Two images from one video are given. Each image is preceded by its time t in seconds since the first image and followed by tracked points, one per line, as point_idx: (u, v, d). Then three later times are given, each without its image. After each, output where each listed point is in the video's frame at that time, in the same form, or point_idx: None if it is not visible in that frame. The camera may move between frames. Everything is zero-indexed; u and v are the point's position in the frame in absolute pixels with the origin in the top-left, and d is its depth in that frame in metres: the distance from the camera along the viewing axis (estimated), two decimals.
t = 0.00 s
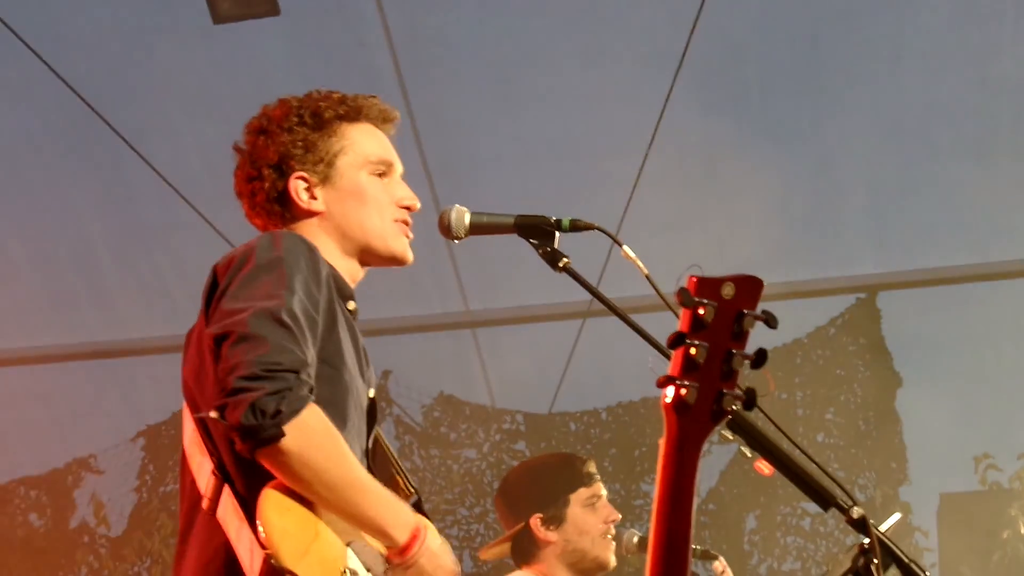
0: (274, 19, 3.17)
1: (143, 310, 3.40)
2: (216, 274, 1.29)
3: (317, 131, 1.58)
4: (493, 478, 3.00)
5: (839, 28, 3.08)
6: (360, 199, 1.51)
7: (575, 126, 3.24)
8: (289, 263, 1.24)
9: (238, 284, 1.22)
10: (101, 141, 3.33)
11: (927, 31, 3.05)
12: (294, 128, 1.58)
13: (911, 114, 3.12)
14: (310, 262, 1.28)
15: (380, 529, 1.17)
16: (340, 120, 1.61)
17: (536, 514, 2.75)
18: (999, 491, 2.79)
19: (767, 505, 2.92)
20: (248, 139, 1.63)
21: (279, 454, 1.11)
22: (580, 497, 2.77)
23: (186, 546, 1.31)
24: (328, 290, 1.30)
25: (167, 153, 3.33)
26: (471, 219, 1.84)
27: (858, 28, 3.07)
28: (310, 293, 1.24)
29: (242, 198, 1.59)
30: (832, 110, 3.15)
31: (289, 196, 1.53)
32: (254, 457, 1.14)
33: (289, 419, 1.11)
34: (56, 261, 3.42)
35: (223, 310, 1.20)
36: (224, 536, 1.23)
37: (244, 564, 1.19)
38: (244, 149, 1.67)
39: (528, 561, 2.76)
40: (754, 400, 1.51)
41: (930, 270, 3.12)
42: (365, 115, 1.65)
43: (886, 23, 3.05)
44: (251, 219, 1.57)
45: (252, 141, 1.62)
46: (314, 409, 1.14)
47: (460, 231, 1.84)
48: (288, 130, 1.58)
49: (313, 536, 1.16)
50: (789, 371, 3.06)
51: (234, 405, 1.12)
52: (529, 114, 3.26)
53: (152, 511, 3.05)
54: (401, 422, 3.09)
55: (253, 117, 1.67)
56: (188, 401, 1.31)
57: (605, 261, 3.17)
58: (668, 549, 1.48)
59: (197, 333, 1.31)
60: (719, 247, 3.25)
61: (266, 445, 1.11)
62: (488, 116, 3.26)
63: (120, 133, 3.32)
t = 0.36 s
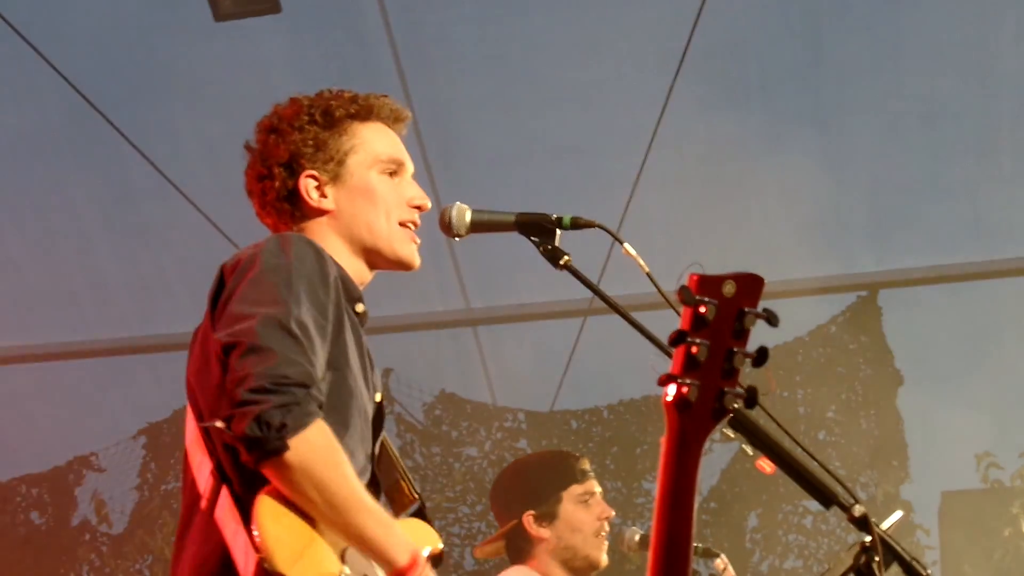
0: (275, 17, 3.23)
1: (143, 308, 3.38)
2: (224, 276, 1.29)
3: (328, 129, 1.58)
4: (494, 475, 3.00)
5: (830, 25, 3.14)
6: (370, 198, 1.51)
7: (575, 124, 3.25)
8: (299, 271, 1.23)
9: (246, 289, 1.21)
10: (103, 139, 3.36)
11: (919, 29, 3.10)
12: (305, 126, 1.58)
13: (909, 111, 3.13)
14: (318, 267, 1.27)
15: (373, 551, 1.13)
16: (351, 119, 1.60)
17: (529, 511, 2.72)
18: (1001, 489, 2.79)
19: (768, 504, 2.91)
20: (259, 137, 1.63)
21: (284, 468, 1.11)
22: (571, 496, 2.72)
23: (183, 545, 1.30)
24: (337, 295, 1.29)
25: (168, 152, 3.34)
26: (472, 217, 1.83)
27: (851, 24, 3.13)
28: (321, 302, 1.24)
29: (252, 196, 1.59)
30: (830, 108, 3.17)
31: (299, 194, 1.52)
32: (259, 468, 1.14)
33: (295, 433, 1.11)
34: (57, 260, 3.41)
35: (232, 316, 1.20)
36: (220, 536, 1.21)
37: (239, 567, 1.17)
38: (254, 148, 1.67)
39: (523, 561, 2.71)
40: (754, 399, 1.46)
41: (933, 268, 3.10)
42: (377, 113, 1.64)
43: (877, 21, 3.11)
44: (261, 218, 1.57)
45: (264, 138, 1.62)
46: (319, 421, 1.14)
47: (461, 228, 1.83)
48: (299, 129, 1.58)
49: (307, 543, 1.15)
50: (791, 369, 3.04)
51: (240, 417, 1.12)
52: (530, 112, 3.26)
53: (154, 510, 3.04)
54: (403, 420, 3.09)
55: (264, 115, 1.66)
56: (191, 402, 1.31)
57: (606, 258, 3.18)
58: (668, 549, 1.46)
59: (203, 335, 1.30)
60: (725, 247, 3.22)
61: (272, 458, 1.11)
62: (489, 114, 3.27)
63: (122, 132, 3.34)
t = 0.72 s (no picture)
0: (275, 15, 3.25)
1: (145, 305, 3.38)
2: (224, 271, 1.29)
3: (330, 128, 1.59)
4: (495, 472, 3.00)
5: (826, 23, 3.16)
6: (373, 195, 1.51)
7: (576, 123, 3.25)
8: (298, 260, 1.24)
9: (246, 279, 1.21)
10: (104, 138, 3.36)
11: (919, 28, 3.12)
12: (307, 126, 1.58)
13: (909, 111, 3.14)
14: (318, 259, 1.28)
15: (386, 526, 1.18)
16: (353, 118, 1.61)
17: (533, 511, 2.72)
18: (1001, 488, 2.80)
19: (769, 502, 2.92)
20: (261, 138, 1.64)
21: (287, 450, 1.11)
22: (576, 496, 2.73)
23: (190, 542, 1.30)
24: (336, 287, 1.30)
25: (169, 150, 3.34)
26: (473, 215, 1.83)
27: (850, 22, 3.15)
28: (320, 291, 1.25)
29: (256, 197, 1.59)
30: (829, 109, 3.16)
31: (302, 193, 1.52)
32: (262, 453, 1.13)
33: (299, 414, 1.11)
34: (58, 257, 3.41)
35: (233, 305, 1.20)
36: (227, 529, 1.22)
37: (249, 558, 1.15)
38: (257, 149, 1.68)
39: (524, 557, 2.73)
40: (754, 397, 1.46)
41: (934, 266, 3.09)
42: (380, 113, 1.65)
43: (878, 20, 3.13)
44: (265, 219, 1.58)
45: (266, 138, 1.62)
46: (323, 405, 1.14)
47: (462, 226, 1.83)
48: (301, 128, 1.58)
49: (318, 530, 1.14)
50: (791, 367, 3.04)
51: (243, 400, 1.10)
52: (530, 110, 3.26)
53: (154, 508, 3.03)
54: (404, 418, 3.09)
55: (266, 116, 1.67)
56: (195, 398, 1.31)
57: (607, 256, 3.17)
58: (669, 546, 1.45)
59: (205, 330, 1.30)
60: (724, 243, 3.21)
61: (276, 441, 1.10)
62: (489, 112, 3.27)
63: (123, 131, 3.35)
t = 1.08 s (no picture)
0: (275, 15, 3.26)
1: (143, 304, 3.35)
2: (231, 269, 1.30)
3: (332, 132, 1.60)
4: (495, 473, 3.00)
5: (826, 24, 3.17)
6: (374, 195, 1.51)
7: (576, 123, 3.25)
8: (303, 257, 1.24)
9: (251, 276, 1.22)
10: (105, 138, 3.37)
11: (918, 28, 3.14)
12: (309, 130, 1.60)
13: (911, 111, 3.14)
14: (323, 255, 1.29)
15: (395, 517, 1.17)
16: (355, 120, 1.62)
17: (536, 509, 2.95)
18: (1001, 487, 2.81)
19: (769, 501, 2.92)
20: (268, 144, 1.66)
21: (294, 446, 1.11)
22: (579, 492, 2.96)
23: (196, 537, 1.31)
24: (343, 284, 1.30)
25: (169, 150, 3.34)
26: (473, 215, 1.83)
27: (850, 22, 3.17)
28: (326, 287, 1.25)
29: (263, 203, 1.62)
30: (829, 109, 3.17)
31: (305, 197, 1.54)
32: (268, 449, 1.13)
33: (304, 409, 1.11)
34: (59, 256, 3.41)
35: (238, 302, 1.20)
36: (234, 523, 1.22)
37: (254, 550, 1.17)
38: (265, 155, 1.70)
39: (529, 554, 2.97)
40: (754, 396, 1.46)
41: (935, 263, 3.08)
42: (382, 114, 1.66)
43: (877, 20, 3.16)
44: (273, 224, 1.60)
45: (272, 146, 1.65)
46: (329, 400, 1.14)
47: (462, 225, 1.83)
48: (304, 133, 1.60)
49: (324, 526, 1.14)
50: (792, 367, 3.05)
51: (247, 397, 1.11)
52: (530, 110, 3.26)
53: (155, 508, 3.04)
54: (404, 418, 3.10)
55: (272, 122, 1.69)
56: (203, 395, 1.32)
57: (607, 256, 3.18)
58: (671, 544, 1.45)
59: (213, 328, 1.31)
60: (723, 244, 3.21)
61: (280, 436, 1.10)
62: (489, 112, 3.26)
63: (123, 130, 3.35)
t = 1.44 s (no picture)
0: (275, 15, 3.16)
1: (145, 306, 3.40)
2: (240, 277, 1.30)
3: (330, 145, 1.60)
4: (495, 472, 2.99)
5: (834, 26, 3.11)
6: (375, 207, 1.51)
7: (577, 123, 3.23)
8: (318, 270, 1.24)
9: (266, 285, 1.22)
10: (104, 137, 3.34)
11: (926, 28, 3.10)
12: (307, 144, 1.59)
13: (912, 112, 3.14)
14: (335, 268, 1.28)
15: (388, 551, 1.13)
16: (352, 135, 1.62)
17: (529, 507, 2.73)
18: (1001, 486, 2.82)
19: (769, 502, 2.92)
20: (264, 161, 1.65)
21: (303, 461, 1.11)
22: (573, 496, 2.73)
23: (190, 546, 1.30)
24: (352, 299, 1.30)
25: (170, 150, 3.34)
26: (473, 214, 1.83)
27: (857, 19, 3.11)
28: (339, 302, 1.25)
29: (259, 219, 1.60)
30: (831, 109, 3.17)
31: (305, 209, 1.53)
32: (274, 461, 1.13)
33: (315, 426, 1.11)
34: (60, 257, 3.43)
35: (251, 311, 1.20)
36: (230, 532, 1.21)
37: (250, 562, 1.15)
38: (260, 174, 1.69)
39: (520, 553, 2.73)
40: (755, 396, 1.45)
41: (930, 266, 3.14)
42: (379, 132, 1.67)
43: (883, 19, 3.10)
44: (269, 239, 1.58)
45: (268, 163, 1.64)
46: (338, 417, 1.14)
47: (463, 226, 1.83)
48: (301, 147, 1.60)
49: (319, 540, 1.14)
50: (791, 367, 3.05)
51: (260, 408, 1.11)
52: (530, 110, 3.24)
53: (155, 508, 3.02)
54: (405, 418, 3.08)
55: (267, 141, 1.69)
56: (204, 400, 1.31)
57: (608, 255, 3.17)
58: (671, 547, 1.45)
59: (218, 334, 1.30)
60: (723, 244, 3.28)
61: (290, 450, 1.10)
62: (490, 111, 3.24)
63: (123, 129, 3.33)
